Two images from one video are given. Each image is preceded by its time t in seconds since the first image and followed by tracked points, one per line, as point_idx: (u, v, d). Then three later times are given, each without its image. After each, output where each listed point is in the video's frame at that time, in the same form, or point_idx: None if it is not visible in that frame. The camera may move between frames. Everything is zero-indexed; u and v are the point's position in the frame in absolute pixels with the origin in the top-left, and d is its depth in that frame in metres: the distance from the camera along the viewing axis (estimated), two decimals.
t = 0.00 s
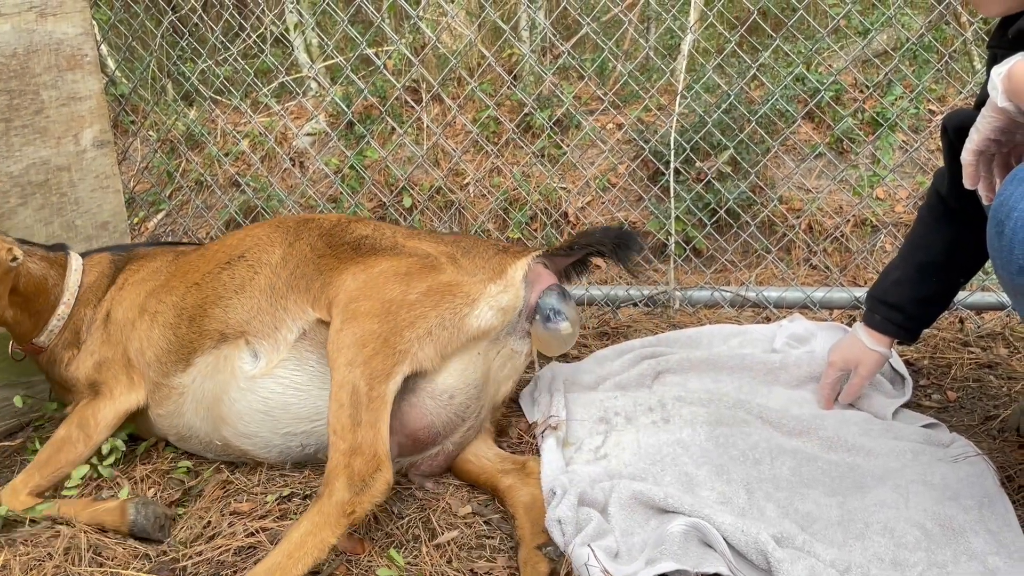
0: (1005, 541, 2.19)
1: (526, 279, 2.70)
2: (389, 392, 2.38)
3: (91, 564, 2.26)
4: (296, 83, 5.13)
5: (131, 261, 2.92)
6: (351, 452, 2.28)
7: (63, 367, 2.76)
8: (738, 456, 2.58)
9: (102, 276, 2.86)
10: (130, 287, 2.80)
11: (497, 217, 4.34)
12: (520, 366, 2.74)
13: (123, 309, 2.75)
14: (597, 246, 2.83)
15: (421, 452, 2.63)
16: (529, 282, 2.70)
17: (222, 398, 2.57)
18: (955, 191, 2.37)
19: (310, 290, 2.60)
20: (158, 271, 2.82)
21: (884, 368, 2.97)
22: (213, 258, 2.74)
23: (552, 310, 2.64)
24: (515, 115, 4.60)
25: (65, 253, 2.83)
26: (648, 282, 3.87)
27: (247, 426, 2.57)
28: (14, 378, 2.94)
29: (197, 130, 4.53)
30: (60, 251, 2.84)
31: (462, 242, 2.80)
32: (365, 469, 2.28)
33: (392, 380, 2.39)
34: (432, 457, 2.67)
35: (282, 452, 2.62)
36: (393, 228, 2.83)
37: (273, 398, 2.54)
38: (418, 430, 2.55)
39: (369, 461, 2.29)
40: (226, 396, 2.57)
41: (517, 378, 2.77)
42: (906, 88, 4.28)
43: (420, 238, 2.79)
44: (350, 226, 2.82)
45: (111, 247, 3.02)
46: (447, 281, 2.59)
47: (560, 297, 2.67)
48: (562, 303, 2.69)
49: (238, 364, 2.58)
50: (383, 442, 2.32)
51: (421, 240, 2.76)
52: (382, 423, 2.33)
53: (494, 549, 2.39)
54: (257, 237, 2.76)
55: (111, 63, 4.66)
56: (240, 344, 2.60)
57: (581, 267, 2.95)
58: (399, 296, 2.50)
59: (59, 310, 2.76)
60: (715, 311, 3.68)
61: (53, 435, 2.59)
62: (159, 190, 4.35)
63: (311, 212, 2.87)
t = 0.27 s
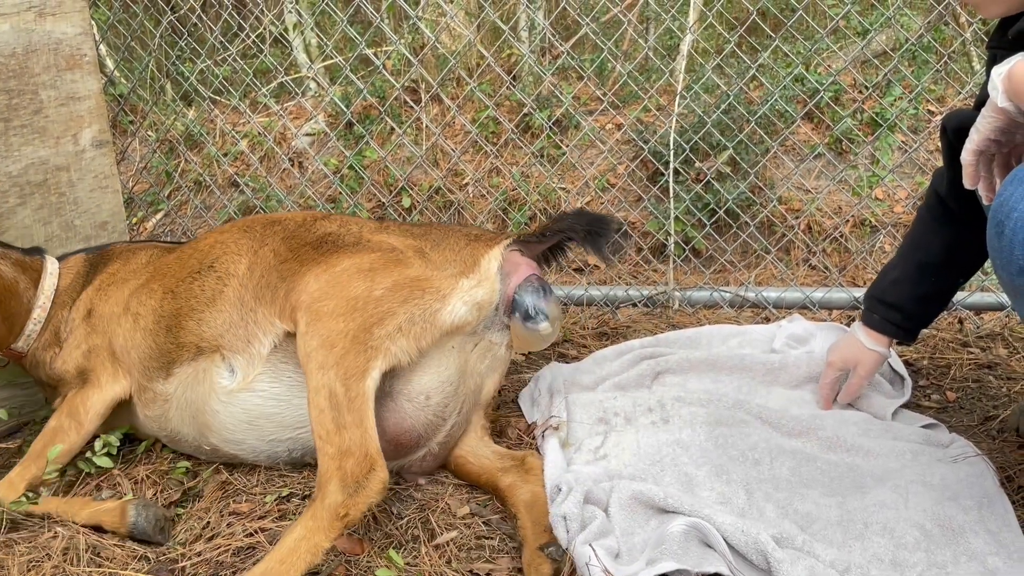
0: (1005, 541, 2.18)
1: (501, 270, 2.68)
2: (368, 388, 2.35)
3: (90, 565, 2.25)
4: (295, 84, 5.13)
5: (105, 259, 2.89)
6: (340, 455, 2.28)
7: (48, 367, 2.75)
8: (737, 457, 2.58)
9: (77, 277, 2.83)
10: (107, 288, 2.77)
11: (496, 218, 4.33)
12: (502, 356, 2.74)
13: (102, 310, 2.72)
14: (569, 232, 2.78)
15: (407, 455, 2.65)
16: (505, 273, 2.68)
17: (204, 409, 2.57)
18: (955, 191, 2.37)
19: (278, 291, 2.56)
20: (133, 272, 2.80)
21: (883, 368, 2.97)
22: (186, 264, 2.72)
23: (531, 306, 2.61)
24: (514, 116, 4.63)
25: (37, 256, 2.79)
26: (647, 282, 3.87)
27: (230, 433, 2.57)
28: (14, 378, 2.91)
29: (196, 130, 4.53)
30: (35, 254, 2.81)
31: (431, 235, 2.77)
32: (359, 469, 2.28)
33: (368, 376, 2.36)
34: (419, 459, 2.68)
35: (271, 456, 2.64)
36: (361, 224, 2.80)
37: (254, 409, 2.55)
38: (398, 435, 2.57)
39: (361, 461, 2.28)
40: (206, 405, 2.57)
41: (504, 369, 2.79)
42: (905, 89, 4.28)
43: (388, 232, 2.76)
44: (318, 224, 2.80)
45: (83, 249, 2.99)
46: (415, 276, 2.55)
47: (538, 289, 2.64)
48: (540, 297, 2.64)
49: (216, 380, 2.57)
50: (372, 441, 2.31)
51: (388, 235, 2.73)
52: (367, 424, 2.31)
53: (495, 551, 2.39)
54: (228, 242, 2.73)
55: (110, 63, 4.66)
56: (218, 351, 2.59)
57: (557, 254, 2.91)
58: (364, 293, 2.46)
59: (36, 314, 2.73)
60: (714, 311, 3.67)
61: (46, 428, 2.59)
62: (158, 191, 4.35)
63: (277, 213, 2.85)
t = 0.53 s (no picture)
0: (1003, 541, 2.19)
1: (490, 268, 2.66)
2: (353, 391, 2.35)
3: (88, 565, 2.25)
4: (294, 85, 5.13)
5: (114, 262, 2.92)
6: (326, 454, 2.27)
7: (52, 363, 2.78)
8: (736, 457, 2.58)
9: (86, 277, 2.89)
10: (110, 287, 2.80)
11: (496, 219, 4.33)
12: (492, 357, 2.72)
13: (106, 306, 2.75)
14: (556, 233, 2.77)
15: (391, 458, 2.65)
16: (493, 270, 2.65)
17: (193, 403, 2.57)
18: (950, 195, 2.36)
19: (268, 291, 2.56)
20: (136, 272, 2.82)
21: (882, 368, 2.98)
22: (184, 261, 2.73)
23: (518, 305, 2.58)
24: (513, 117, 4.70)
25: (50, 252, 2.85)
26: (646, 283, 3.88)
27: (217, 429, 2.57)
28: (15, 378, 2.90)
29: (195, 132, 4.54)
30: (52, 249, 2.87)
31: (422, 236, 2.76)
32: (344, 468, 2.27)
33: (354, 379, 2.37)
34: (404, 461, 2.68)
35: (260, 456, 2.64)
36: (357, 227, 2.81)
37: (240, 404, 2.55)
38: (381, 440, 2.57)
39: (347, 460, 2.27)
40: (195, 399, 2.57)
41: (495, 372, 2.77)
42: (903, 90, 4.29)
43: (382, 235, 2.76)
44: (314, 226, 2.80)
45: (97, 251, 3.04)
46: (402, 277, 2.54)
47: (525, 288, 2.60)
48: (524, 295, 2.61)
49: (202, 372, 2.57)
50: (357, 440, 2.31)
51: (381, 238, 2.73)
52: (353, 423, 2.31)
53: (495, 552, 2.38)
54: (226, 239, 2.73)
55: (109, 64, 4.67)
56: (206, 347, 2.59)
57: (545, 257, 2.88)
58: (350, 298, 2.47)
59: (41, 307, 2.78)
60: (713, 312, 3.68)
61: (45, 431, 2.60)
62: (157, 192, 4.35)
63: (273, 213, 2.85)
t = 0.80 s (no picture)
0: (1003, 542, 2.19)
1: (523, 285, 2.69)
2: (388, 402, 2.36)
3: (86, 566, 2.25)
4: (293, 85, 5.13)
5: (138, 259, 2.94)
6: (340, 457, 2.27)
7: (60, 350, 2.76)
8: (736, 457, 2.58)
9: (108, 269, 2.91)
10: (135, 279, 2.82)
11: (495, 219, 4.33)
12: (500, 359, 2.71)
13: (128, 296, 2.76)
14: (593, 258, 2.86)
15: (411, 458, 2.60)
16: (526, 286, 2.69)
17: (211, 393, 2.55)
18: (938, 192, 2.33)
19: (314, 292, 2.61)
20: (165, 267, 2.84)
21: (882, 369, 2.97)
22: (218, 257, 2.76)
23: (547, 316, 2.60)
24: (512, 117, 4.67)
25: (67, 237, 2.89)
26: (645, 283, 3.88)
27: (235, 423, 2.54)
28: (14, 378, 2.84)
29: (194, 132, 4.53)
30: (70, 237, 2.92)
31: (463, 255, 2.83)
32: (351, 473, 2.26)
33: (390, 391, 2.37)
34: (422, 462, 2.64)
35: (267, 455, 2.60)
36: (397, 241, 2.85)
37: (262, 395, 2.52)
38: (409, 437, 2.51)
39: (357, 466, 2.27)
40: (216, 389, 2.55)
41: (522, 383, 2.78)
42: (902, 90, 4.28)
43: (424, 251, 2.81)
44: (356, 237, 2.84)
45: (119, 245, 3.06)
46: (447, 291, 2.60)
47: (557, 303, 2.63)
48: (556, 310, 2.63)
49: (230, 354, 2.57)
50: (375, 446, 2.30)
51: (423, 253, 2.79)
52: (377, 425, 2.32)
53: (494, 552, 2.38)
54: (267, 239, 2.77)
55: (108, 64, 4.67)
56: (235, 340, 2.59)
57: (574, 283, 2.95)
58: (402, 309, 2.49)
59: (55, 291, 2.78)
60: (713, 312, 3.67)
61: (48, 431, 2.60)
62: (156, 192, 4.36)
63: (318, 221, 2.88)
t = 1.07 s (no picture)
0: (1003, 542, 2.19)
1: (538, 297, 2.72)
2: (399, 409, 2.39)
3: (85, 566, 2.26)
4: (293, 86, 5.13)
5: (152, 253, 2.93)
6: (343, 459, 2.29)
7: (63, 339, 2.74)
8: (736, 459, 2.58)
9: (122, 258, 2.88)
10: (146, 274, 2.81)
11: (495, 220, 4.32)
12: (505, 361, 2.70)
13: (140, 292, 2.74)
14: (607, 274, 2.86)
15: (422, 461, 2.59)
16: (541, 299, 2.72)
17: (219, 392, 2.54)
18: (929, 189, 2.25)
19: (335, 299, 2.64)
20: (178, 263, 2.84)
21: (881, 369, 2.96)
22: (236, 256, 2.76)
23: (563, 324, 2.66)
24: (512, 117, 4.66)
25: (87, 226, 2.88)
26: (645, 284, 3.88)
27: (241, 424, 2.54)
28: (14, 377, 2.89)
29: (194, 132, 4.54)
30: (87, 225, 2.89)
31: (482, 266, 2.87)
32: (349, 475, 2.28)
33: (404, 399, 2.40)
34: (432, 465, 2.63)
35: (272, 457, 2.59)
36: (418, 252, 2.87)
37: (272, 394, 2.52)
38: (422, 438, 2.50)
39: (356, 469, 2.29)
40: (225, 388, 2.54)
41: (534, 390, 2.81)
42: (902, 91, 4.28)
43: (445, 262, 2.84)
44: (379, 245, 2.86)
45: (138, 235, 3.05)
46: (468, 301, 2.63)
47: (571, 313, 2.68)
48: (571, 319, 2.69)
49: (244, 351, 2.56)
50: (376, 449, 2.32)
51: (444, 263, 2.82)
52: (388, 425, 2.36)
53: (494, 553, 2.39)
54: (290, 239, 2.78)
55: (108, 65, 4.67)
56: (247, 338, 2.59)
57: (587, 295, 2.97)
58: (426, 319, 2.54)
59: (77, 280, 2.78)
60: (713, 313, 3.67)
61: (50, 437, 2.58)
62: (156, 193, 4.37)
63: (343, 226, 2.89)
